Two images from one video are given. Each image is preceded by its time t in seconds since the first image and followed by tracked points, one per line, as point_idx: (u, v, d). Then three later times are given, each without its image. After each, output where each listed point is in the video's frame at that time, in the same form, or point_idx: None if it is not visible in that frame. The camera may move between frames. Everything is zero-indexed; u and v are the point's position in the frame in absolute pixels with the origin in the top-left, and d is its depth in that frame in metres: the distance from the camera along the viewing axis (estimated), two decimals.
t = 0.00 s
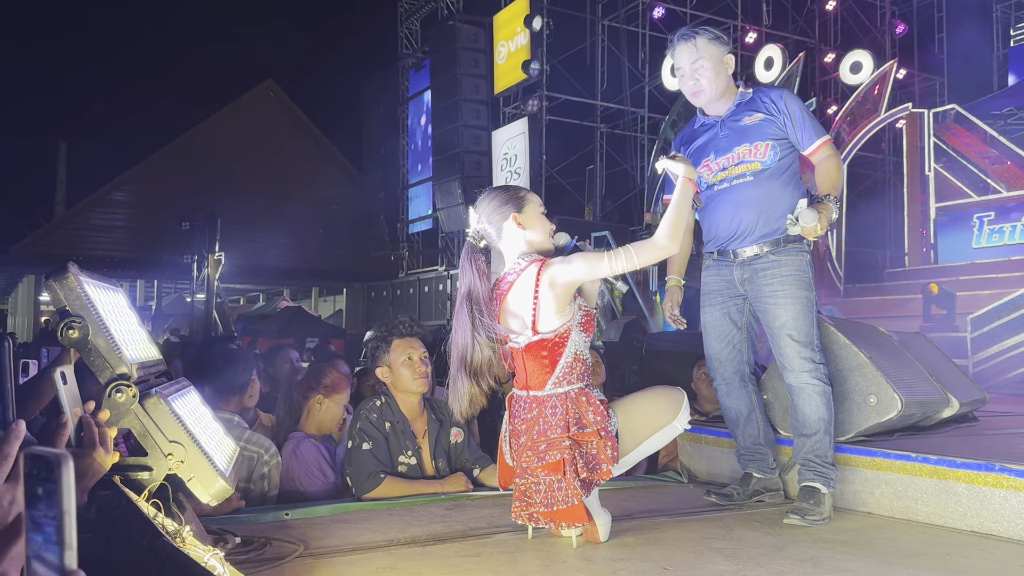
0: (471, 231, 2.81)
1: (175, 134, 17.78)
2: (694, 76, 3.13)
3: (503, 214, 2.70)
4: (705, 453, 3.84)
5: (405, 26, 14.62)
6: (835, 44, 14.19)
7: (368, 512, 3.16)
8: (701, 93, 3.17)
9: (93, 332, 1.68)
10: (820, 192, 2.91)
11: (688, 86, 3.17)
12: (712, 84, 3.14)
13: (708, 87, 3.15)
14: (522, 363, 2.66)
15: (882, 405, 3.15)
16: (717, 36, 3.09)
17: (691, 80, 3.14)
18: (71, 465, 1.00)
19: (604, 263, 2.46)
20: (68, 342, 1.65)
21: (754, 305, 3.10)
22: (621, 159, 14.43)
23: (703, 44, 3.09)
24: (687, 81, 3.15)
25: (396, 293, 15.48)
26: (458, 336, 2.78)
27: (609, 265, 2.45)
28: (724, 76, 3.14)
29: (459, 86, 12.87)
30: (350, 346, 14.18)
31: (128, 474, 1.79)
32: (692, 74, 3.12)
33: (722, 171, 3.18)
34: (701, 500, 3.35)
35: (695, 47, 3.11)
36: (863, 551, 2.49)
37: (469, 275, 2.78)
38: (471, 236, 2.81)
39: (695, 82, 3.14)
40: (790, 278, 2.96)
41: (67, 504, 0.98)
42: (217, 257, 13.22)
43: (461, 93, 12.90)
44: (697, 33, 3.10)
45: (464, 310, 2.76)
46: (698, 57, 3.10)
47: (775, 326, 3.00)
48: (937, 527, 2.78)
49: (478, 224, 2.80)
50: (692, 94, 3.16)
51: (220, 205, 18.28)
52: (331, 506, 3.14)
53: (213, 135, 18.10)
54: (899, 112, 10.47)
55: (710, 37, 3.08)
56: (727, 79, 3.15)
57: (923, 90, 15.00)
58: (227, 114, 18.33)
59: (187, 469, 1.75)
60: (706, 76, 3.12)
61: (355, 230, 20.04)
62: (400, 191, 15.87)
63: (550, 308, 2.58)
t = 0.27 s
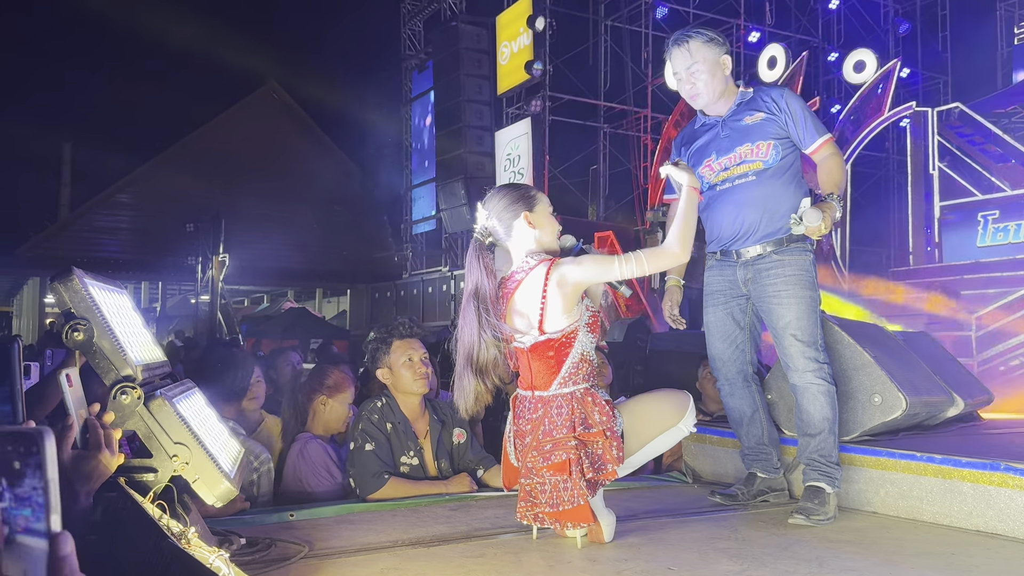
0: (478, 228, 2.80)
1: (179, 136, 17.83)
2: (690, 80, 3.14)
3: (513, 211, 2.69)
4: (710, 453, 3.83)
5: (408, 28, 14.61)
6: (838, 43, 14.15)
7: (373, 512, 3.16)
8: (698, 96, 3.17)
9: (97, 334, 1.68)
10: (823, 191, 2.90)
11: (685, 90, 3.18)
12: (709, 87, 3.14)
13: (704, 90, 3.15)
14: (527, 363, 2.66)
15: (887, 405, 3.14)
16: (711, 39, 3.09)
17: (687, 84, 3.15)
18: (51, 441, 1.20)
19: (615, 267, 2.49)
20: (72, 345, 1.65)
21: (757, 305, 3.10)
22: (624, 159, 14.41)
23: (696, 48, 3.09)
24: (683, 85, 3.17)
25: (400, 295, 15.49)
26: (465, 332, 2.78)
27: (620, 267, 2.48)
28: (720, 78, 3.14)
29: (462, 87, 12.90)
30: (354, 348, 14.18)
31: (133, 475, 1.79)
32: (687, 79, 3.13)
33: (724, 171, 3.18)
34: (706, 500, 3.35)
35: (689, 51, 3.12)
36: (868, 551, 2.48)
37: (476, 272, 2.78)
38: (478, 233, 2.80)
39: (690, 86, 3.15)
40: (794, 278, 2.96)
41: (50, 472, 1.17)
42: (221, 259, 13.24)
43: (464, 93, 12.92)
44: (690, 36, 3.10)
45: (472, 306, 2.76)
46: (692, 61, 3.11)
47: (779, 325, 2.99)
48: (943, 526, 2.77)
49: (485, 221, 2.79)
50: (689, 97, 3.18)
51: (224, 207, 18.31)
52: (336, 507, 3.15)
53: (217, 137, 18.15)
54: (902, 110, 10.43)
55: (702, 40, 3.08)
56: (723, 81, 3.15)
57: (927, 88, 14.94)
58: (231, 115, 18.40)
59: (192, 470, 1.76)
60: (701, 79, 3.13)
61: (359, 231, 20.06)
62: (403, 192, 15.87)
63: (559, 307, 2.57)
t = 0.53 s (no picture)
0: (497, 214, 2.74)
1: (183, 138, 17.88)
2: (690, 81, 3.12)
3: (541, 204, 2.68)
4: (715, 453, 3.83)
5: (412, 28, 14.63)
6: (842, 41, 14.11)
7: (378, 513, 3.16)
8: (699, 98, 3.15)
9: (103, 336, 1.69)
10: (827, 189, 2.89)
11: (685, 91, 3.16)
12: (709, 88, 3.12)
13: (704, 90, 3.12)
14: (536, 362, 2.67)
15: (892, 404, 3.13)
16: (708, 40, 3.09)
17: (687, 86, 3.14)
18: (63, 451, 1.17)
19: (629, 293, 2.58)
20: (78, 346, 1.65)
21: (762, 304, 3.10)
22: (628, 159, 14.38)
23: (695, 49, 3.09)
24: (682, 86, 3.15)
25: (404, 295, 15.51)
26: (477, 319, 2.70)
27: (638, 287, 2.58)
28: (720, 78, 3.12)
29: (466, 88, 12.92)
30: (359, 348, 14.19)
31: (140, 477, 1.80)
32: (687, 80, 3.11)
33: (727, 171, 3.17)
34: (711, 500, 3.34)
35: (687, 54, 3.11)
36: (873, 550, 2.47)
37: (495, 255, 2.72)
38: (496, 219, 2.74)
39: (690, 87, 3.13)
40: (799, 277, 2.96)
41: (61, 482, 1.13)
42: (225, 260, 13.26)
43: (467, 94, 12.93)
44: (689, 39, 3.11)
45: (491, 292, 2.70)
46: (691, 62, 3.11)
47: (784, 324, 2.99)
48: (949, 525, 2.76)
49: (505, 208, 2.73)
50: (690, 99, 3.15)
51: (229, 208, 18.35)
52: (341, 508, 3.15)
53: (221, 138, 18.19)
54: (907, 109, 10.40)
55: (701, 41, 3.08)
56: (724, 81, 3.13)
57: (932, 87, 14.89)
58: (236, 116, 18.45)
59: (198, 471, 1.76)
60: (701, 80, 3.11)
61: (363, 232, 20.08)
62: (407, 193, 15.88)
63: (575, 308, 2.60)
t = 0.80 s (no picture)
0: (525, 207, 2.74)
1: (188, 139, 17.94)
2: (689, 82, 3.12)
3: (568, 203, 2.75)
4: (720, 452, 3.82)
5: (415, 28, 14.63)
6: (847, 39, 14.06)
7: (384, 512, 3.17)
8: (698, 98, 3.15)
9: (108, 337, 1.70)
10: (832, 187, 2.89)
11: (685, 92, 3.15)
12: (708, 88, 3.11)
13: (704, 91, 3.11)
14: (555, 358, 2.67)
15: (898, 402, 3.12)
16: (708, 40, 3.06)
17: (687, 87, 3.13)
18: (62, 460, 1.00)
19: (641, 314, 2.64)
20: (83, 346, 1.65)
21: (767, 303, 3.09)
22: (632, 157, 14.36)
23: (695, 50, 3.07)
24: (682, 87, 3.14)
25: (409, 295, 15.53)
26: (521, 301, 2.58)
27: (642, 313, 2.64)
28: (720, 79, 3.10)
29: (469, 87, 12.94)
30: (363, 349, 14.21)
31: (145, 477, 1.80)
32: (686, 80, 3.11)
33: (732, 171, 3.15)
34: (716, 499, 3.34)
35: (687, 54, 3.10)
36: (880, 549, 2.46)
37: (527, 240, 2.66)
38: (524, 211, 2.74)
39: (690, 87, 3.12)
40: (804, 276, 2.95)
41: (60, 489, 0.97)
42: (231, 261, 13.30)
43: (471, 94, 12.97)
44: (688, 38, 3.09)
45: (538, 274, 2.60)
46: (690, 62, 3.10)
47: (790, 322, 2.98)
48: (955, 523, 2.75)
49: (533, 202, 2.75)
50: (689, 99, 3.15)
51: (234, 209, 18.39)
52: (347, 507, 3.16)
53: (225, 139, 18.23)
54: (912, 106, 10.36)
55: (700, 41, 3.06)
56: (724, 80, 3.11)
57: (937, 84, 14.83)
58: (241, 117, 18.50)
59: (204, 471, 1.76)
60: (701, 81, 3.10)
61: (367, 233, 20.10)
62: (411, 193, 15.89)
63: (598, 305, 2.63)
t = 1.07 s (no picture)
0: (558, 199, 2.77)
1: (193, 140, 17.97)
2: (690, 80, 3.10)
3: (587, 204, 2.79)
4: (726, 450, 3.81)
5: (419, 27, 14.63)
6: (851, 36, 14.01)
7: (390, 512, 3.17)
8: (699, 97, 3.13)
9: (114, 337, 1.70)
10: (837, 185, 2.88)
11: (687, 90, 3.14)
12: (709, 87, 3.10)
13: (706, 90, 3.10)
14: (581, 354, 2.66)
15: (904, 399, 3.11)
16: (709, 39, 3.05)
17: (688, 85, 3.12)
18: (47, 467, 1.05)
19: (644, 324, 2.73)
20: (90, 347, 1.66)
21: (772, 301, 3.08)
22: (637, 155, 14.31)
23: (696, 48, 3.06)
24: (684, 85, 3.13)
25: (414, 295, 15.54)
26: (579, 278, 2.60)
27: (645, 331, 2.74)
28: (721, 77, 3.08)
29: (473, 86, 12.95)
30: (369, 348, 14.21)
31: (151, 477, 1.80)
32: (687, 79, 3.10)
33: (736, 169, 3.13)
34: (723, 497, 3.33)
35: (688, 53, 3.09)
36: (887, 546, 2.45)
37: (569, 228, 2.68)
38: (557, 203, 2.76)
39: (691, 86, 3.11)
40: (809, 273, 2.94)
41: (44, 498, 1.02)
42: (236, 261, 13.32)
43: (475, 93, 12.97)
44: (689, 37, 3.07)
45: (594, 260, 2.64)
46: (691, 61, 3.08)
47: (795, 320, 2.96)
48: (962, 521, 2.74)
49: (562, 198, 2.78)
50: (690, 98, 3.14)
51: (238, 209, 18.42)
52: (353, 506, 3.16)
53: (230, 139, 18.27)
54: (917, 102, 10.33)
55: (701, 40, 3.05)
56: (726, 78, 3.10)
57: (942, 80, 14.76)
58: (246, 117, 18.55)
59: (210, 471, 1.77)
60: (702, 79, 3.09)
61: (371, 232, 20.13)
62: (416, 192, 15.89)
63: (625, 302, 2.69)
